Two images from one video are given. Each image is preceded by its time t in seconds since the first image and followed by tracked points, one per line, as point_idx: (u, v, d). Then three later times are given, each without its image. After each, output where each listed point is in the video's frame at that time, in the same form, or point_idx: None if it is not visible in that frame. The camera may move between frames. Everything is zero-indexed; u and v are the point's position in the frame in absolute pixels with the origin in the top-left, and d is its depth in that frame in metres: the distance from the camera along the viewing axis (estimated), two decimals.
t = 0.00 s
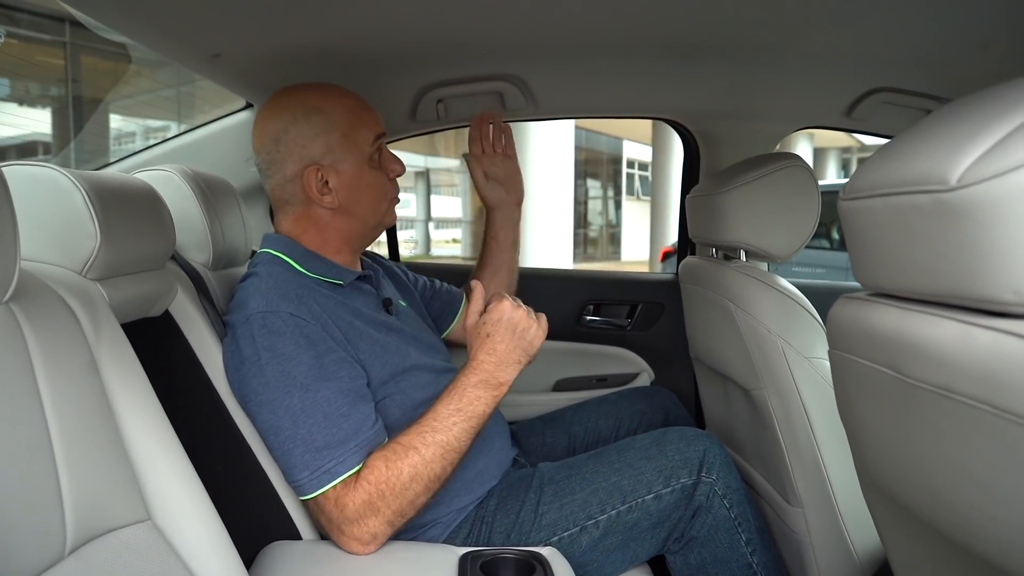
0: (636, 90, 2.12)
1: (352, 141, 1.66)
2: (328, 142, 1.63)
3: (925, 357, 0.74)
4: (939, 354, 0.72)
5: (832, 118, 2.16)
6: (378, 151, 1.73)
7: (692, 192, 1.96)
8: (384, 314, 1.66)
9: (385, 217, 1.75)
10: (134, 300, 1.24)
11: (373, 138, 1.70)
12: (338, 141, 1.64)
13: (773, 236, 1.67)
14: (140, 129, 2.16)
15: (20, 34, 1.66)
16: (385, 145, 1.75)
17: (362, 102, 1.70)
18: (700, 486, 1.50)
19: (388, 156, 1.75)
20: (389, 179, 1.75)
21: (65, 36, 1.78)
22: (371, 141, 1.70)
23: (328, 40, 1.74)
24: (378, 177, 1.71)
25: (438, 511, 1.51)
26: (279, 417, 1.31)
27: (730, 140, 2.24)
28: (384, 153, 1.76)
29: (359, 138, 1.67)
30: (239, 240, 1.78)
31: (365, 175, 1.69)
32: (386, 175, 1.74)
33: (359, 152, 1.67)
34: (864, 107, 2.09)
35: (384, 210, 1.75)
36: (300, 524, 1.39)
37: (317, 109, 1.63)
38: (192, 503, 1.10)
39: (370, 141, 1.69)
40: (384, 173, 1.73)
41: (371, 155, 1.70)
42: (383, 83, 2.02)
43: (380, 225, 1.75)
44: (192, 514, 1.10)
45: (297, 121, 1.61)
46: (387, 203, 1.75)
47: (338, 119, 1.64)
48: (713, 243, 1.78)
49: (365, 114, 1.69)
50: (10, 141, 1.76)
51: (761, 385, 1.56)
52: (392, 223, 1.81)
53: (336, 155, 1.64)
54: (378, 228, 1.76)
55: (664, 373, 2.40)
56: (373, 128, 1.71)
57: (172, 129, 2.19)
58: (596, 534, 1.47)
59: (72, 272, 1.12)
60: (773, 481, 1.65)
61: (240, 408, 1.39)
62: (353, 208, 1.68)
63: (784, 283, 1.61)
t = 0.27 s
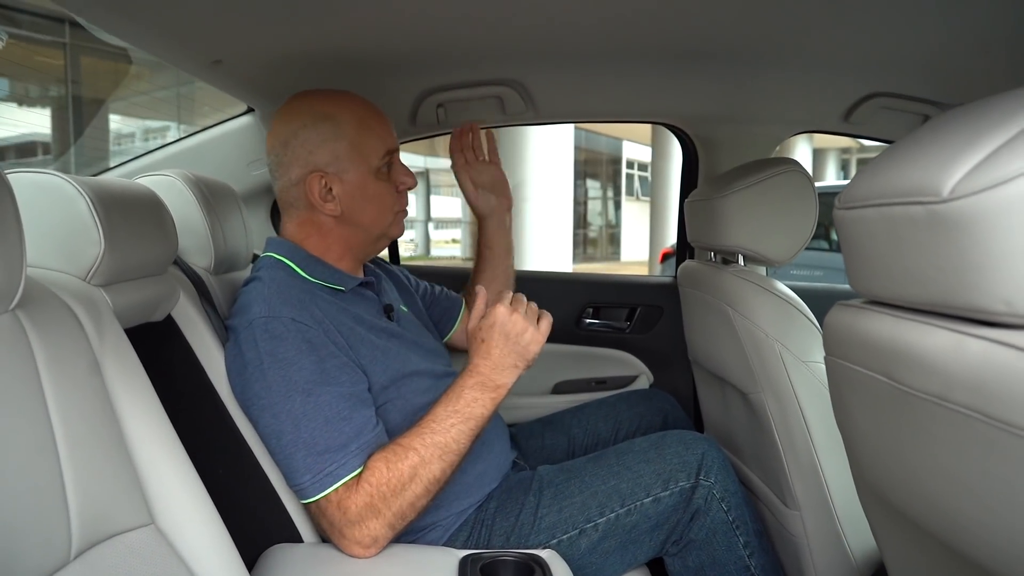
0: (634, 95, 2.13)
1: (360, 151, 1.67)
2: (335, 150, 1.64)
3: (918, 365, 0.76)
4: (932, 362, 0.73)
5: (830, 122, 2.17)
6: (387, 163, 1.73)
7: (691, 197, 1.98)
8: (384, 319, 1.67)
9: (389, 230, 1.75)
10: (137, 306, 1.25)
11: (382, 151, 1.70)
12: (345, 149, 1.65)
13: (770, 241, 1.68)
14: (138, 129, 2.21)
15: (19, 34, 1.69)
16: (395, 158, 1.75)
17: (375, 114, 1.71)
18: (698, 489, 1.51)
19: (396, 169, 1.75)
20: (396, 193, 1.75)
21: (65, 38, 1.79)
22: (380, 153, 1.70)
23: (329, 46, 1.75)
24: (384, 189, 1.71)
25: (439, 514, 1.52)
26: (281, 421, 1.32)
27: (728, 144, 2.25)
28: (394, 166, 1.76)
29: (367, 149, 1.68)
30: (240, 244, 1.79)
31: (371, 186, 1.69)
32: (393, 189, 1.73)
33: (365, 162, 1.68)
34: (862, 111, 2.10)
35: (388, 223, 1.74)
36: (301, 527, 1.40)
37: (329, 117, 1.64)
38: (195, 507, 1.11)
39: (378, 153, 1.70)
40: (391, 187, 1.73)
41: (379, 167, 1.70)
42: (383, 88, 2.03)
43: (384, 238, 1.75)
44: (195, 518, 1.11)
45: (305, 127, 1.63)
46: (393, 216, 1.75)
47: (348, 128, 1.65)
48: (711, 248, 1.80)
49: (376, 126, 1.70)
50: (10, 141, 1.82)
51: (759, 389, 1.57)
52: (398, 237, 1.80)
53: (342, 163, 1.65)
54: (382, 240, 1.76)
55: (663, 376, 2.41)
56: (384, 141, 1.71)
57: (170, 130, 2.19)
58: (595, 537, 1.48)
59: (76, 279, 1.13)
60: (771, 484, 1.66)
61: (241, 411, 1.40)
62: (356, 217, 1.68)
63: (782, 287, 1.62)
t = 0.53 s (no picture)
0: (634, 99, 2.14)
1: (367, 159, 1.66)
2: (341, 155, 1.65)
3: (915, 373, 0.76)
4: (927, 370, 0.74)
5: (828, 125, 2.18)
6: (393, 173, 1.72)
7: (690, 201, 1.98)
8: (384, 319, 1.68)
9: (389, 239, 1.75)
10: (139, 311, 1.25)
11: (389, 162, 1.70)
12: (351, 155, 1.65)
13: (767, 244, 1.69)
14: (139, 130, 2.18)
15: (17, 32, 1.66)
16: (403, 171, 1.75)
17: (386, 125, 1.70)
18: (698, 492, 1.52)
19: (402, 182, 1.75)
20: (399, 206, 1.74)
21: (66, 39, 1.76)
22: (386, 164, 1.69)
23: (330, 51, 1.76)
24: (385, 201, 1.71)
25: (441, 516, 1.53)
26: (279, 417, 1.33)
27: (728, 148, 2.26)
28: (401, 176, 1.75)
29: (373, 158, 1.67)
30: (241, 249, 1.80)
31: (372, 196, 1.69)
32: (395, 202, 1.73)
33: (370, 171, 1.67)
34: (859, 115, 2.11)
35: (387, 235, 1.74)
36: (303, 530, 1.41)
37: (339, 121, 1.65)
38: (197, 510, 1.12)
39: (384, 163, 1.69)
40: (394, 199, 1.72)
41: (383, 178, 1.70)
42: (382, 92, 2.04)
43: (381, 249, 1.75)
44: (198, 521, 1.12)
45: (314, 128, 1.65)
46: (392, 228, 1.74)
47: (356, 134, 1.65)
48: (710, 251, 1.81)
49: (386, 138, 1.69)
50: (8, 140, 1.77)
51: (758, 392, 1.58)
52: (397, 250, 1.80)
53: (346, 168, 1.65)
54: (379, 250, 1.75)
55: (662, 378, 2.42)
56: (392, 153, 1.70)
57: (170, 131, 2.18)
58: (594, 540, 1.48)
59: (79, 284, 1.14)
60: (770, 486, 1.67)
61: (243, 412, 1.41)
62: (355, 223, 1.69)
63: (780, 291, 1.63)
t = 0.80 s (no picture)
0: (632, 101, 2.15)
1: (351, 158, 1.67)
2: (326, 153, 1.66)
3: (907, 373, 0.77)
4: (919, 372, 0.75)
5: (825, 127, 2.20)
6: (379, 175, 1.72)
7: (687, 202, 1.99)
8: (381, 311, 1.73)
9: (372, 240, 1.74)
10: (141, 312, 1.26)
11: (374, 163, 1.70)
12: (335, 153, 1.67)
13: (762, 245, 1.70)
14: (138, 130, 2.19)
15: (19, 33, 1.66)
16: (390, 173, 1.75)
17: (375, 126, 1.71)
18: (695, 493, 1.53)
19: (388, 184, 1.75)
20: (384, 207, 1.74)
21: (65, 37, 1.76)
22: (371, 164, 1.70)
23: (330, 53, 1.77)
24: (369, 201, 1.71)
25: (441, 514, 1.54)
26: (316, 379, 1.34)
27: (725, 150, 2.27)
28: (388, 178, 1.75)
29: (357, 157, 1.68)
30: (241, 250, 1.81)
31: (356, 195, 1.69)
32: (379, 203, 1.73)
33: (354, 170, 1.68)
34: (856, 117, 2.12)
35: (370, 235, 1.73)
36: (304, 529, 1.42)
37: (327, 119, 1.67)
38: (198, 510, 1.13)
39: (368, 163, 1.69)
40: (378, 200, 1.72)
41: (368, 178, 1.70)
42: (382, 94, 2.05)
43: (364, 250, 1.74)
44: (198, 521, 1.13)
45: (302, 125, 1.68)
46: (376, 229, 1.74)
47: (342, 133, 1.67)
48: (708, 253, 1.82)
49: (372, 138, 1.70)
50: (7, 140, 1.76)
51: (755, 392, 1.59)
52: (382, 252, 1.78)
53: (330, 166, 1.67)
54: (362, 252, 1.74)
55: (660, 378, 2.43)
56: (377, 154, 1.71)
57: (170, 131, 2.20)
58: (593, 540, 1.50)
59: (81, 286, 1.15)
60: (767, 486, 1.68)
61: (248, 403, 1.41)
62: (338, 221, 1.70)
63: (778, 291, 1.64)
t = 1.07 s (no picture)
0: (629, 102, 2.16)
1: (345, 159, 1.68)
2: (320, 152, 1.67)
3: (900, 374, 0.78)
4: (912, 372, 0.76)
5: (822, 128, 2.20)
6: (372, 177, 1.72)
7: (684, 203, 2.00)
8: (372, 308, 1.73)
9: (362, 240, 1.75)
10: (139, 313, 1.27)
11: (368, 164, 1.70)
12: (329, 153, 1.67)
13: (759, 246, 1.70)
14: (137, 130, 2.18)
15: (16, 33, 1.66)
16: (384, 175, 1.75)
17: (371, 128, 1.71)
18: (691, 492, 1.53)
19: (382, 185, 1.74)
20: (375, 209, 1.74)
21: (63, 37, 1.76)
22: (365, 165, 1.70)
23: (328, 55, 1.78)
24: (361, 202, 1.71)
25: (440, 513, 1.54)
26: (281, 384, 1.34)
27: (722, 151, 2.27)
28: (383, 182, 1.74)
29: (351, 158, 1.68)
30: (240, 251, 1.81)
31: (348, 195, 1.69)
32: (371, 204, 1.73)
33: (348, 171, 1.68)
34: (852, 118, 2.13)
35: (360, 236, 1.74)
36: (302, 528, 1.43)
37: (323, 119, 1.67)
38: (196, 510, 1.14)
39: (362, 164, 1.69)
40: (370, 202, 1.72)
41: (361, 180, 1.70)
42: (380, 95, 2.06)
43: (354, 250, 1.75)
44: (196, 521, 1.13)
45: (301, 123, 1.69)
46: (366, 229, 1.74)
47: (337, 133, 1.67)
48: (705, 254, 1.82)
49: (367, 140, 1.70)
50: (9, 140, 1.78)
51: (752, 392, 1.60)
52: (372, 253, 1.79)
53: (324, 165, 1.67)
54: (352, 251, 1.75)
55: (658, 379, 2.44)
56: (371, 155, 1.70)
57: (168, 131, 2.20)
58: (590, 540, 1.50)
59: (79, 287, 1.16)
60: (764, 487, 1.68)
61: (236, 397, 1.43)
62: (330, 220, 1.70)
63: (774, 292, 1.65)
